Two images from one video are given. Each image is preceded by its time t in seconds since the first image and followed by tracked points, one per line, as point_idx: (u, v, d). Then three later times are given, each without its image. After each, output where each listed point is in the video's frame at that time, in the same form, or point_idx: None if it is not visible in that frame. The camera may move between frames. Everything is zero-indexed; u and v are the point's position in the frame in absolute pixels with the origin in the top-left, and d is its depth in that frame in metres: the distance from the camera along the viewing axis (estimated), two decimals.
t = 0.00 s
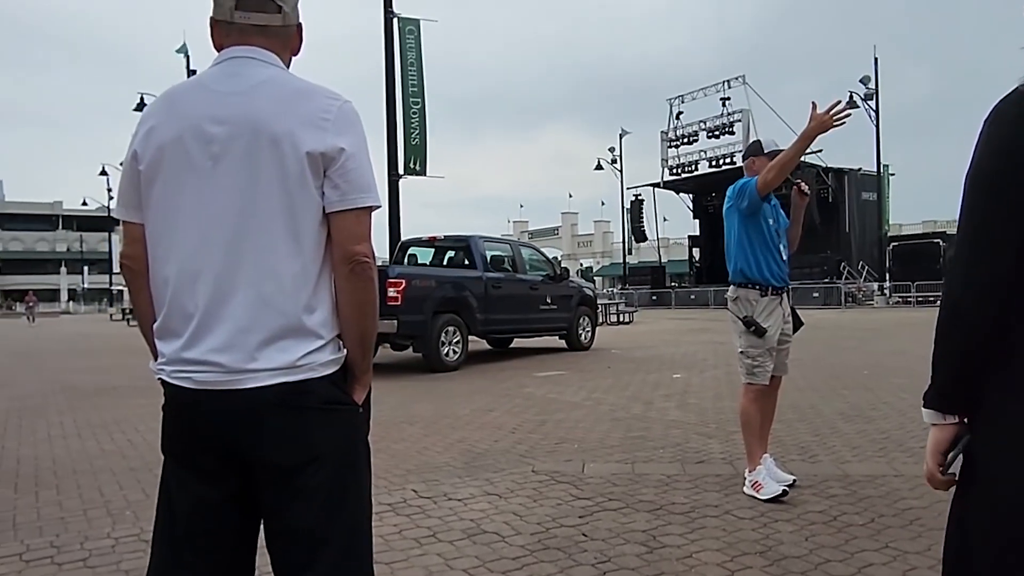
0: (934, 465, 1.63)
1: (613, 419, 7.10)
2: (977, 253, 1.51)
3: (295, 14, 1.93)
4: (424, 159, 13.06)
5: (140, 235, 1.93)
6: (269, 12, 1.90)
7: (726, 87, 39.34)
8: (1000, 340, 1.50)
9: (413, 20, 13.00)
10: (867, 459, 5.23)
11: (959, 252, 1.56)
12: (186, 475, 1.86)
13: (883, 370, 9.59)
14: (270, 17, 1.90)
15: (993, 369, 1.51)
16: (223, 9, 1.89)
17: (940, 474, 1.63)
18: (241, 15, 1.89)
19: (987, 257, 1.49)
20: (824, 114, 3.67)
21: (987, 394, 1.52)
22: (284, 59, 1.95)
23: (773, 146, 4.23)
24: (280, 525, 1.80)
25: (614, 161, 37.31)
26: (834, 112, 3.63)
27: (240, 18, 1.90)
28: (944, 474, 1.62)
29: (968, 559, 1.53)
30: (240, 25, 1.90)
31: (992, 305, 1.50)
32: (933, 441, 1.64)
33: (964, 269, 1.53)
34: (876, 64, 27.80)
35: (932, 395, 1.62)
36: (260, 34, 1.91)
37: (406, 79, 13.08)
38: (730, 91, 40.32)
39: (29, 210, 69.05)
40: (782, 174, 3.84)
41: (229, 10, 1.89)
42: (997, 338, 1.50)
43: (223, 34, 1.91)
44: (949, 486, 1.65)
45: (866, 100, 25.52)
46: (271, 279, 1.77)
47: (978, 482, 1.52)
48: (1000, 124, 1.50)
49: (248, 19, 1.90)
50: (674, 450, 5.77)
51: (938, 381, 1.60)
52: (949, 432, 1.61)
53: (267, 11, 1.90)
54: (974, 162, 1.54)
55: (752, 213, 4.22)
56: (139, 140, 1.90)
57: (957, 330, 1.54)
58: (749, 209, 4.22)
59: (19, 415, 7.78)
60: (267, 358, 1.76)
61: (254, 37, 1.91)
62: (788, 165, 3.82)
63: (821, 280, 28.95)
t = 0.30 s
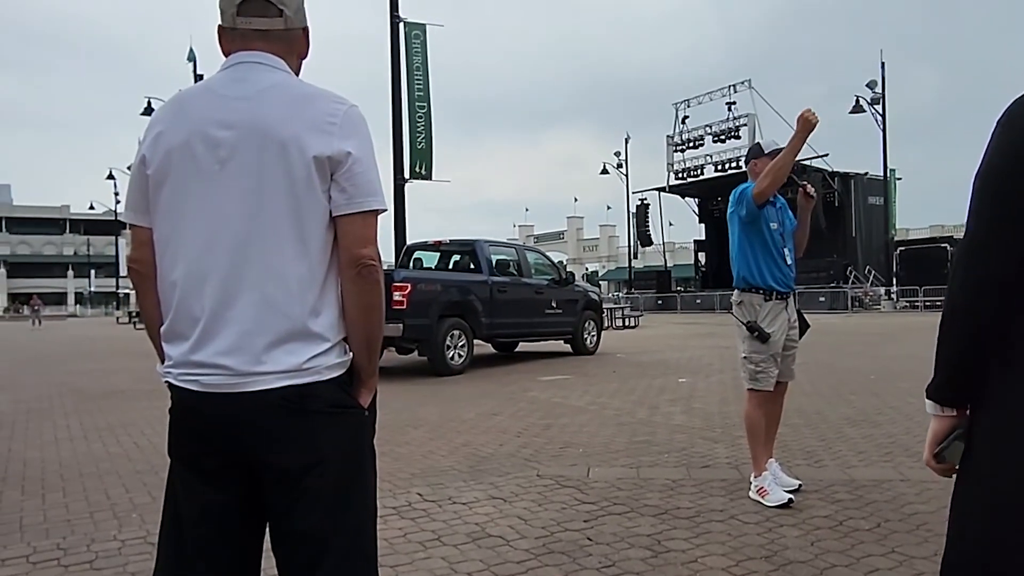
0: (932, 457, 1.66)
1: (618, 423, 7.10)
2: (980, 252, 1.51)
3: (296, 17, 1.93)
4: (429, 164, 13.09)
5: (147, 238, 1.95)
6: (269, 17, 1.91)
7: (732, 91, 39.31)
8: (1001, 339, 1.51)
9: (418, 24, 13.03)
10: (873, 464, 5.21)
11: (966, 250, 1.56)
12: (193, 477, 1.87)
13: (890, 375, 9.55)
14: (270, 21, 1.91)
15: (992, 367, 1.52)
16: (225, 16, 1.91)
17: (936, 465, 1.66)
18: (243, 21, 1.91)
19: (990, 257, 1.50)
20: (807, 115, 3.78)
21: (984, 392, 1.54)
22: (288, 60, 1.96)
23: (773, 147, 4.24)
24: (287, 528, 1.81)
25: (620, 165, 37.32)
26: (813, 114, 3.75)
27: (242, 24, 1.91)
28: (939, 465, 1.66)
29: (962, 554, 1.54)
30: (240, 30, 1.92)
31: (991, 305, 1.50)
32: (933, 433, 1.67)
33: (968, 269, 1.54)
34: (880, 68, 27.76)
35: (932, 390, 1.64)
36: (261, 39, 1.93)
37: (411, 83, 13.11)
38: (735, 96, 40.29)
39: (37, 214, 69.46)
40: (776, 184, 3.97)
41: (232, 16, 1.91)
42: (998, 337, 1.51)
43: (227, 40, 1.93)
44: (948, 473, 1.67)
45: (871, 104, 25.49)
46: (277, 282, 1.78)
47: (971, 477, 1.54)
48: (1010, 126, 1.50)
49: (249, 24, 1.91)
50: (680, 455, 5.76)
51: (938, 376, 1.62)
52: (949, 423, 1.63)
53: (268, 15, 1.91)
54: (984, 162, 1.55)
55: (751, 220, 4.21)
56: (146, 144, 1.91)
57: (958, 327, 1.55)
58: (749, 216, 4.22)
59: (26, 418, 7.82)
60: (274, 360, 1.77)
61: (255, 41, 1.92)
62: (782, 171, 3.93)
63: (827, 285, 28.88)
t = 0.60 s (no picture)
0: (938, 469, 1.63)
1: (616, 427, 7.10)
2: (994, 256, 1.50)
3: (266, 17, 1.90)
4: (429, 167, 13.10)
5: (144, 242, 1.96)
6: (238, 21, 1.91)
7: (732, 96, 39.36)
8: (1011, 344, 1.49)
9: (419, 28, 13.05)
10: (871, 469, 5.21)
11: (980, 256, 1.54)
12: (190, 479, 1.87)
13: (889, 380, 9.55)
14: (240, 26, 1.91)
15: (1003, 373, 1.50)
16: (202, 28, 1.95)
17: (943, 478, 1.62)
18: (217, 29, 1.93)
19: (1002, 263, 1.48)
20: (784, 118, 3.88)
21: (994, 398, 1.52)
22: (279, 61, 1.94)
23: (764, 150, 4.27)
24: (282, 531, 1.81)
25: (620, 169, 37.36)
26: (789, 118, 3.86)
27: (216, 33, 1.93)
28: (946, 478, 1.62)
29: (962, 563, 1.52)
30: (217, 38, 1.94)
31: (1005, 310, 1.49)
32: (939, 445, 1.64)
33: (981, 273, 1.52)
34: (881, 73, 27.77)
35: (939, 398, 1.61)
36: (238, 45, 1.94)
37: (411, 86, 13.12)
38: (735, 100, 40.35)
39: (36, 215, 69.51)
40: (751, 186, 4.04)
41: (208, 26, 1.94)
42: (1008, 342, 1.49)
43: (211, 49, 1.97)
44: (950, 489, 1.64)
45: (871, 109, 25.52)
46: (271, 286, 1.78)
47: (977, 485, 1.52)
48: None
49: (223, 32, 1.93)
50: (678, 459, 5.76)
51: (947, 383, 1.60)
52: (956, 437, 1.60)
53: (238, 21, 1.91)
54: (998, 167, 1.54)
55: (742, 225, 4.24)
56: (144, 148, 1.93)
57: (969, 333, 1.53)
58: (739, 221, 4.25)
59: (24, 420, 7.81)
60: (268, 365, 1.78)
61: (236, 49, 1.94)
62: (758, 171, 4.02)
63: (827, 289, 28.90)
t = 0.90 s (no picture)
0: (933, 484, 1.59)
1: (611, 430, 7.09)
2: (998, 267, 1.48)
3: (255, 16, 1.89)
4: (425, 168, 13.10)
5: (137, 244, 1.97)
6: (227, 22, 1.90)
7: (729, 99, 39.45)
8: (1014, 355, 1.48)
9: (416, 30, 13.06)
10: (865, 473, 5.21)
11: (978, 265, 1.52)
12: (181, 482, 1.87)
13: (884, 384, 9.57)
14: (229, 26, 1.91)
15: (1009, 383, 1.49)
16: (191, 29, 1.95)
17: (940, 493, 1.58)
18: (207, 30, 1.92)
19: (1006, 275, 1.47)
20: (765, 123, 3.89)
21: (996, 411, 1.50)
22: (269, 61, 1.94)
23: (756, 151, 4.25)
24: (271, 536, 1.80)
25: (617, 171, 37.41)
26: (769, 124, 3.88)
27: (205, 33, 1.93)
28: (943, 494, 1.58)
29: None
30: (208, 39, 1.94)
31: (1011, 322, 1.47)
32: (930, 459, 1.60)
33: (983, 283, 1.50)
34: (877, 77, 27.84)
35: (935, 411, 1.58)
36: (228, 46, 1.93)
37: (408, 88, 13.12)
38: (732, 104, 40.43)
39: (32, 215, 69.35)
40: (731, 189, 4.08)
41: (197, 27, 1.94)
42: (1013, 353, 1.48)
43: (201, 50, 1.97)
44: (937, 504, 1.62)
45: (867, 113, 25.60)
46: (254, 289, 1.78)
47: (984, 498, 1.50)
48: None
49: (213, 33, 1.92)
50: (672, 462, 5.75)
51: (943, 396, 1.56)
52: (950, 452, 1.58)
53: (226, 22, 1.91)
54: (996, 177, 1.53)
55: (729, 229, 4.26)
56: (136, 150, 1.93)
57: (972, 344, 1.51)
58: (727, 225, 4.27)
59: (17, 421, 7.78)
60: (251, 367, 1.77)
61: (224, 49, 1.94)
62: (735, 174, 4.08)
63: (823, 293, 28.97)
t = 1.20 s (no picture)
0: (925, 489, 1.55)
1: (604, 433, 7.07)
2: (994, 270, 1.45)
3: (237, 15, 1.86)
4: (418, 170, 13.07)
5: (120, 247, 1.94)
6: (209, 21, 1.87)
7: (723, 102, 39.51)
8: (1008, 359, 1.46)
9: (409, 31, 13.02)
10: (857, 477, 5.19)
11: (971, 269, 1.49)
12: (163, 489, 1.83)
13: (877, 387, 9.57)
14: (212, 25, 1.88)
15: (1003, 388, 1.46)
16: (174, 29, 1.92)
17: (932, 498, 1.54)
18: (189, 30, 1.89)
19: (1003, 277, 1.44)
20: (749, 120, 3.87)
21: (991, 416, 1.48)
22: (253, 60, 1.90)
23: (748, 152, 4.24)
24: (252, 542, 1.76)
25: (610, 174, 37.44)
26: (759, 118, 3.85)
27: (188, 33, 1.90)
28: (934, 499, 1.55)
29: None
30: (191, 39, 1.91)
31: (1007, 325, 1.45)
32: (921, 463, 1.57)
33: (978, 287, 1.47)
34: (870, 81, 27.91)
35: (928, 415, 1.54)
36: (211, 46, 1.90)
37: (401, 89, 13.08)
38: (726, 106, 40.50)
39: (24, 215, 69.04)
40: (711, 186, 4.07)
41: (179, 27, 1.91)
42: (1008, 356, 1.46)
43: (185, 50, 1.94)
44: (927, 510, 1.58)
45: (861, 117, 25.66)
46: (232, 291, 1.74)
47: (978, 504, 1.48)
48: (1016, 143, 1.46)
49: (196, 32, 1.89)
50: (664, 465, 5.72)
51: (936, 402, 1.52)
52: (942, 456, 1.54)
53: (209, 20, 1.88)
54: (987, 179, 1.50)
55: (718, 229, 4.26)
56: (118, 152, 1.91)
57: (967, 349, 1.47)
58: (715, 225, 4.27)
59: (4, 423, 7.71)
60: (229, 370, 1.73)
61: (207, 49, 1.91)
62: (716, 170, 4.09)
63: (816, 295, 29.03)
